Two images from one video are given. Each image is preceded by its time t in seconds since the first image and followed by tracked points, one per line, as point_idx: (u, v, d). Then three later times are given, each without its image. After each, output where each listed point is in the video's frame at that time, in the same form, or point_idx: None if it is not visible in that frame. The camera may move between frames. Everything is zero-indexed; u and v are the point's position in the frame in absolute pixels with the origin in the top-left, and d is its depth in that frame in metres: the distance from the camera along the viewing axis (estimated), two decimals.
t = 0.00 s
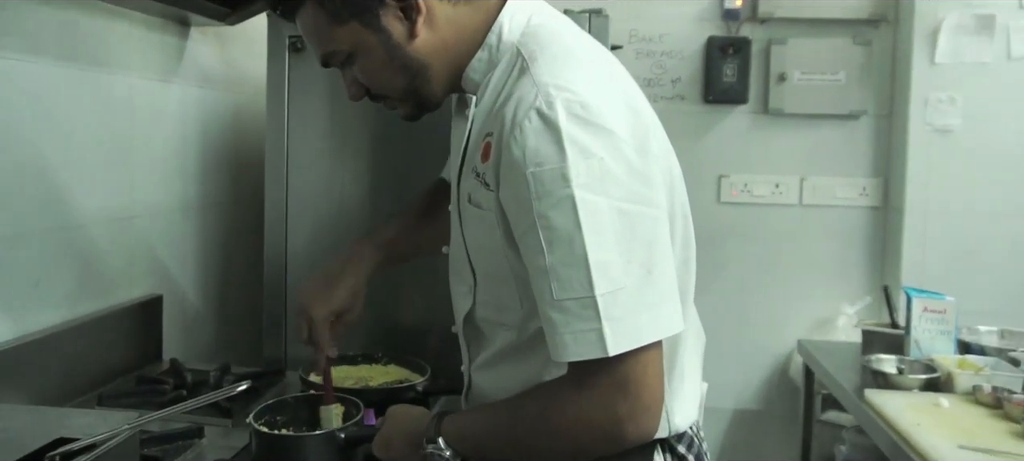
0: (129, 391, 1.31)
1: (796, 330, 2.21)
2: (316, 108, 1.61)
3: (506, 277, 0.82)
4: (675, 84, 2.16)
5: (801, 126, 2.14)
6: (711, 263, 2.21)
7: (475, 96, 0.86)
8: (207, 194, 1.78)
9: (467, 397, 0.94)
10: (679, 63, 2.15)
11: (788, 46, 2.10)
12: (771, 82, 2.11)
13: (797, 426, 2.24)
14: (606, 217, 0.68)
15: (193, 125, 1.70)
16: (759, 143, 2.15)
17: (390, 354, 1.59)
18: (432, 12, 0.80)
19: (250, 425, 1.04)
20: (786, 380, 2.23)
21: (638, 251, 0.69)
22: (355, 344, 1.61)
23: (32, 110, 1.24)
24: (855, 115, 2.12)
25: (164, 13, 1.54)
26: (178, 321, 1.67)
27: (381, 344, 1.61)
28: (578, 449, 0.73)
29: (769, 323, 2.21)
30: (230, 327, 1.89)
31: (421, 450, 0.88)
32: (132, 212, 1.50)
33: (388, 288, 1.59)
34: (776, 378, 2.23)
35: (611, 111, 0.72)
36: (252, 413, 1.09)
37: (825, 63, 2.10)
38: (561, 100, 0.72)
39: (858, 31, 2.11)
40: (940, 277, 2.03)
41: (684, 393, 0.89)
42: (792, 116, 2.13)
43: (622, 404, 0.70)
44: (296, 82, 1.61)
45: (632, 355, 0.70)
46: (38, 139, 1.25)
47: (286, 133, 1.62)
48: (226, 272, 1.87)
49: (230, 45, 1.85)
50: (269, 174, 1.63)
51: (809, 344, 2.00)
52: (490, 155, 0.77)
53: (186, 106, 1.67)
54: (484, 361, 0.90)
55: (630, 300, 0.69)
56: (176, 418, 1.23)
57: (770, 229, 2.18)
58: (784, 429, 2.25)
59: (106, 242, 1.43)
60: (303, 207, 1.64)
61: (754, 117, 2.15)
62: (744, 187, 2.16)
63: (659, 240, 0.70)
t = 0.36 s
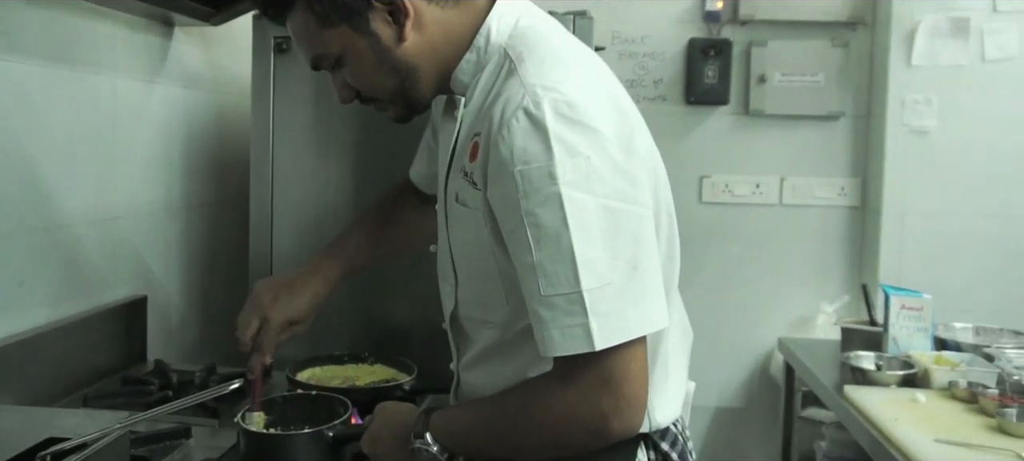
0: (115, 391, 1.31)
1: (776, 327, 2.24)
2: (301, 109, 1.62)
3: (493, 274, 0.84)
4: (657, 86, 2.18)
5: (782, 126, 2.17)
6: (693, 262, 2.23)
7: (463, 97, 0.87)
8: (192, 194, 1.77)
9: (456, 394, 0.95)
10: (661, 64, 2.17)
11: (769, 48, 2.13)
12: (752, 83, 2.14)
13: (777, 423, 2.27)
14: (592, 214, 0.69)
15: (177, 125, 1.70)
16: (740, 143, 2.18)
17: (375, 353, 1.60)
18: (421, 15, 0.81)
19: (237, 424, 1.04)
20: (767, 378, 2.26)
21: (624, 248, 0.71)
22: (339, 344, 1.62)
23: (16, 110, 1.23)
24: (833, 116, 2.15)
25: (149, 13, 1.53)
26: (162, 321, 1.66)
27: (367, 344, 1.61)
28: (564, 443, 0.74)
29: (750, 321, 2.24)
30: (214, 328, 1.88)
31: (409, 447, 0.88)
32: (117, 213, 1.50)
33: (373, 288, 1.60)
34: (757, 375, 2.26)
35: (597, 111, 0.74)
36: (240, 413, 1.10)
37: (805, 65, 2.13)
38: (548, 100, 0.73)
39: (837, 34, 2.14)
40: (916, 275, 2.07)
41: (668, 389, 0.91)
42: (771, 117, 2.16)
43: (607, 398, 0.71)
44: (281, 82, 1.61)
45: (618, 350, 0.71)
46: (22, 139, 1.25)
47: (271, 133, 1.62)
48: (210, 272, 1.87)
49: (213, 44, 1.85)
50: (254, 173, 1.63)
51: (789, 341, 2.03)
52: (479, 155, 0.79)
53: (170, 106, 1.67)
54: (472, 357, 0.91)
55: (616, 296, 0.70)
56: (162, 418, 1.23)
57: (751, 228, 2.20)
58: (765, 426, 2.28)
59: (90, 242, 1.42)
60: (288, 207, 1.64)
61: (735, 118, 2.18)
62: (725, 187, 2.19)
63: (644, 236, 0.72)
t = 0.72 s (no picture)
0: (101, 391, 1.31)
1: (758, 325, 2.26)
2: (287, 108, 1.62)
3: (483, 272, 0.85)
4: (640, 87, 2.20)
5: (762, 127, 2.20)
6: (676, 261, 2.25)
7: (452, 98, 0.88)
8: (177, 193, 1.77)
9: (446, 390, 0.97)
10: (645, 65, 2.19)
11: (750, 50, 2.16)
12: (734, 84, 2.17)
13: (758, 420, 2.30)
14: (582, 212, 0.71)
15: (163, 124, 1.69)
16: (722, 143, 2.20)
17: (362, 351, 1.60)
18: (407, 17, 0.82)
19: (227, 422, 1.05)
20: (749, 375, 2.29)
21: (613, 245, 0.72)
22: (325, 343, 1.62)
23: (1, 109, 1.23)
24: (814, 117, 2.18)
25: (135, 12, 1.53)
26: (147, 321, 1.66)
27: (353, 342, 1.62)
28: (555, 439, 0.75)
29: (732, 319, 2.27)
30: (199, 328, 1.88)
31: (400, 444, 0.90)
32: (102, 212, 1.49)
33: (359, 286, 1.60)
34: (739, 373, 2.29)
35: (584, 111, 0.75)
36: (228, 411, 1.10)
37: (785, 67, 2.16)
38: (536, 101, 0.74)
39: (817, 36, 2.17)
40: (895, 273, 2.10)
41: (654, 383, 0.93)
42: (753, 118, 2.19)
43: (597, 393, 0.73)
44: (267, 82, 1.61)
45: (607, 345, 0.73)
46: (8, 137, 1.25)
47: (258, 132, 1.62)
48: (195, 271, 1.86)
49: (198, 43, 1.84)
50: (240, 172, 1.63)
51: (771, 339, 2.05)
52: (468, 155, 0.80)
53: (156, 105, 1.66)
54: (463, 354, 0.92)
55: (605, 292, 0.72)
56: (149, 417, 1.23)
57: (733, 228, 2.23)
58: (748, 423, 2.30)
59: (76, 241, 1.42)
60: (274, 206, 1.64)
61: (717, 119, 2.20)
62: (708, 187, 2.21)
63: (633, 234, 0.73)
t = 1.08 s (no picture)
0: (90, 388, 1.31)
1: (742, 324, 2.29)
2: (276, 107, 1.62)
3: (473, 271, 0.86)
4: (626, 87, 2.22)
5: (746, 127, 2.22)
6: (662, 260, 2.27)
7: (440, 99, 0.89)
8: (165, 192, 1.77)
9: (437, 387, 0.98)
10: (631, 66, 2.21)
11: (734, 51, 2.18)
12: (719, 85, 2.19)
13: (742, 418, 2.33)
14: (568, 214, 0.72)
15: (151, 123, 1.69)
16: (706, 143, 2.23)
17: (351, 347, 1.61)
18: (394, 20, 0.83)
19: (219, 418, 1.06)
20: (733, 373, 2.31)
21: (599, 246, 0.74)
22: (314, 340, 1.63)
23: None
24: (798, 118, 2.21)
25: (123, 11, 1.53)
26: (135, 320, 1.66)
27: (343, 339, 1.63)
28: (544, 436, 0.77)
29: (717, 318, 2.29)
30: (186, 327, 1.88)
31: (391, 441, 0.91)
32: (90, 211, 1.49)
33: (348, 284, 1.61)
34: (723, 371, 2.31)
35: (569, 113, 0.77)
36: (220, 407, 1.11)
37: (769, 68, 2.19)
38: (523, 104, 0.76)
39: (800, 37, 2.20)
40: (876, 273, 2.14)
41: (643, 379, 0.94)
42: (737, 119, 2.22)
43: (585, 391, 0.74)
44: (256, 82, 1.62)
45: (594, 344, 0.74)
46: None
47: (246, 130, 1.62)
48: (183, 270, 1.86)
49: (186, 42, 1.84)
50: (229, 172, 1.63)
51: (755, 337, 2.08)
52: (456, 157, 0.81)
53: (144, 104, 1.66)
54: (454, 351, 0.93)
55: (591, 292, 0.73)
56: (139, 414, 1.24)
57: (716, 227, 2.26)
58: (732, 420, 2.33)
59: (64, 240, 1.42)
60: (262, 204, 1.64)
61: (702, 119, 2.23)
62: (693, 187, 2.24)
63: (618, 235, 0.75)
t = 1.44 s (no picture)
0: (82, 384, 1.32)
1: (728, 320, 2.32)
2: (266, 104, 1.63)
3: (462, 267, 0.88)
4: (614, 85, 2.24)
5: (732, 125, 2.25)
6: (649, 256, 2.30)
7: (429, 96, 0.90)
8: (154, 189, 1.77)
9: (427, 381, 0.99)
10: (618, 64, 2.23)
11: (721, 50, 2.21)
12: (705, 83, 2.21)
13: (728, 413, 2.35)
14: (552, 209, 0.74)
15: (140, 120, 1.69)
16: (693, 141, 2.25)
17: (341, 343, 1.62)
18: (382, 18, 0.84)
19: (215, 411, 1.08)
20: (719, 369, 2.34)
21: (583, 240, 0.75)
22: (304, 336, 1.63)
23: None
24: (783, 116, 2.23)
25: (114, 8, 1.53)
26: (125, 317, 1.66)
27: (334, 335, 1.64)
28: (531, 427, 0.78)
29: (703, 314, 2.32)
30: (176, 324, 1.88)
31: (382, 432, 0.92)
32: (80, 208, 1.49)
33: (337, 281, 1.62)
34: (709, 367, 2.34)
35: (555, 110, 0.78)
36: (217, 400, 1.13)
37: (755, 67, 2.21)
38: (509, 101, 0.77)
39: (786, 36, 2.23)
40: (859, 269, 2.17)
41: (633, 371, 0.96)
42: (724, 117, 2.24)
43: (572, 384, 0.76)
44: (247, 79, 1.62)
45: (579, 338, 0.75)
46: None
47: (237, 127, 1.63)
48: (172, 267, 1.86)
49: (176, 39, 1.84)
50: (219, 170, 1.63)
51: (740, 333, 2.10)
52: (443, 153, 0.83)
53: (134, 101, 1.67)
54: (444, 344, 0.95)
55: (576, 286, 0.75)
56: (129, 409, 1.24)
57: (703, 224, 2.28)
58: (718, 415, 2.35)
59: (54, 237, 1.42)
60: (252, 201, 1.65)
61: (689, 117, 2.25)
62: (680, 184, 2.26)
63: (603, 229, 0.76)
